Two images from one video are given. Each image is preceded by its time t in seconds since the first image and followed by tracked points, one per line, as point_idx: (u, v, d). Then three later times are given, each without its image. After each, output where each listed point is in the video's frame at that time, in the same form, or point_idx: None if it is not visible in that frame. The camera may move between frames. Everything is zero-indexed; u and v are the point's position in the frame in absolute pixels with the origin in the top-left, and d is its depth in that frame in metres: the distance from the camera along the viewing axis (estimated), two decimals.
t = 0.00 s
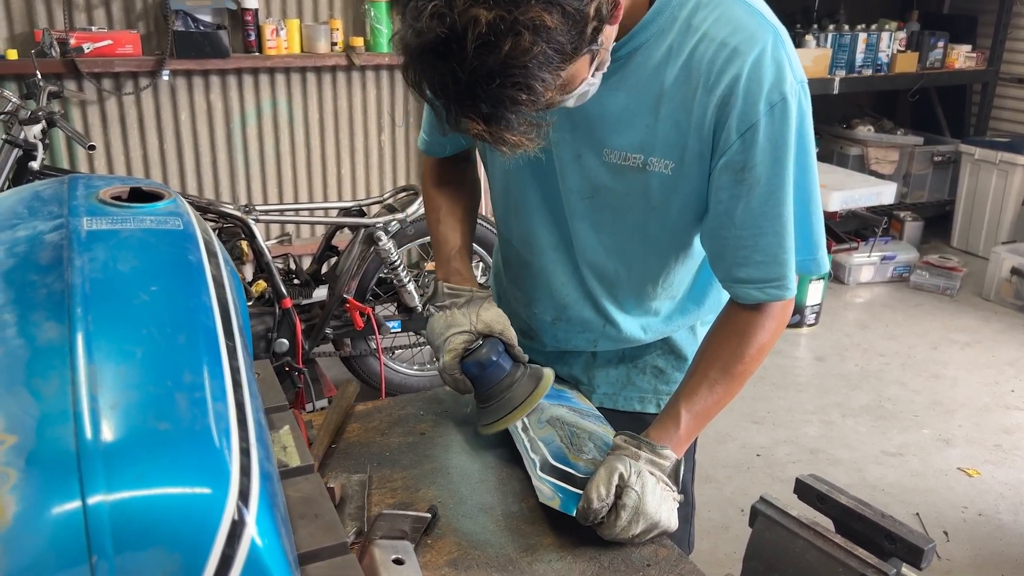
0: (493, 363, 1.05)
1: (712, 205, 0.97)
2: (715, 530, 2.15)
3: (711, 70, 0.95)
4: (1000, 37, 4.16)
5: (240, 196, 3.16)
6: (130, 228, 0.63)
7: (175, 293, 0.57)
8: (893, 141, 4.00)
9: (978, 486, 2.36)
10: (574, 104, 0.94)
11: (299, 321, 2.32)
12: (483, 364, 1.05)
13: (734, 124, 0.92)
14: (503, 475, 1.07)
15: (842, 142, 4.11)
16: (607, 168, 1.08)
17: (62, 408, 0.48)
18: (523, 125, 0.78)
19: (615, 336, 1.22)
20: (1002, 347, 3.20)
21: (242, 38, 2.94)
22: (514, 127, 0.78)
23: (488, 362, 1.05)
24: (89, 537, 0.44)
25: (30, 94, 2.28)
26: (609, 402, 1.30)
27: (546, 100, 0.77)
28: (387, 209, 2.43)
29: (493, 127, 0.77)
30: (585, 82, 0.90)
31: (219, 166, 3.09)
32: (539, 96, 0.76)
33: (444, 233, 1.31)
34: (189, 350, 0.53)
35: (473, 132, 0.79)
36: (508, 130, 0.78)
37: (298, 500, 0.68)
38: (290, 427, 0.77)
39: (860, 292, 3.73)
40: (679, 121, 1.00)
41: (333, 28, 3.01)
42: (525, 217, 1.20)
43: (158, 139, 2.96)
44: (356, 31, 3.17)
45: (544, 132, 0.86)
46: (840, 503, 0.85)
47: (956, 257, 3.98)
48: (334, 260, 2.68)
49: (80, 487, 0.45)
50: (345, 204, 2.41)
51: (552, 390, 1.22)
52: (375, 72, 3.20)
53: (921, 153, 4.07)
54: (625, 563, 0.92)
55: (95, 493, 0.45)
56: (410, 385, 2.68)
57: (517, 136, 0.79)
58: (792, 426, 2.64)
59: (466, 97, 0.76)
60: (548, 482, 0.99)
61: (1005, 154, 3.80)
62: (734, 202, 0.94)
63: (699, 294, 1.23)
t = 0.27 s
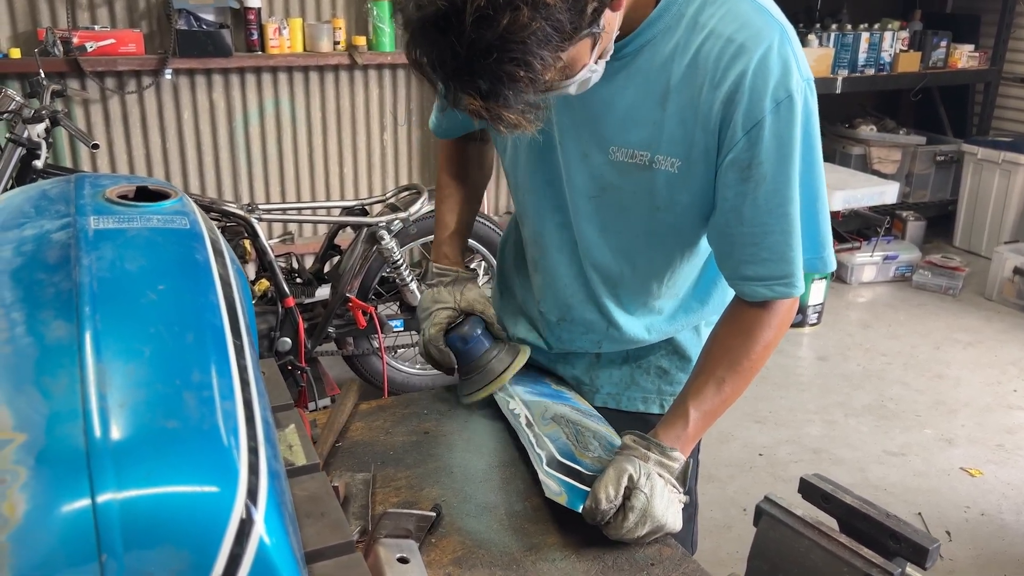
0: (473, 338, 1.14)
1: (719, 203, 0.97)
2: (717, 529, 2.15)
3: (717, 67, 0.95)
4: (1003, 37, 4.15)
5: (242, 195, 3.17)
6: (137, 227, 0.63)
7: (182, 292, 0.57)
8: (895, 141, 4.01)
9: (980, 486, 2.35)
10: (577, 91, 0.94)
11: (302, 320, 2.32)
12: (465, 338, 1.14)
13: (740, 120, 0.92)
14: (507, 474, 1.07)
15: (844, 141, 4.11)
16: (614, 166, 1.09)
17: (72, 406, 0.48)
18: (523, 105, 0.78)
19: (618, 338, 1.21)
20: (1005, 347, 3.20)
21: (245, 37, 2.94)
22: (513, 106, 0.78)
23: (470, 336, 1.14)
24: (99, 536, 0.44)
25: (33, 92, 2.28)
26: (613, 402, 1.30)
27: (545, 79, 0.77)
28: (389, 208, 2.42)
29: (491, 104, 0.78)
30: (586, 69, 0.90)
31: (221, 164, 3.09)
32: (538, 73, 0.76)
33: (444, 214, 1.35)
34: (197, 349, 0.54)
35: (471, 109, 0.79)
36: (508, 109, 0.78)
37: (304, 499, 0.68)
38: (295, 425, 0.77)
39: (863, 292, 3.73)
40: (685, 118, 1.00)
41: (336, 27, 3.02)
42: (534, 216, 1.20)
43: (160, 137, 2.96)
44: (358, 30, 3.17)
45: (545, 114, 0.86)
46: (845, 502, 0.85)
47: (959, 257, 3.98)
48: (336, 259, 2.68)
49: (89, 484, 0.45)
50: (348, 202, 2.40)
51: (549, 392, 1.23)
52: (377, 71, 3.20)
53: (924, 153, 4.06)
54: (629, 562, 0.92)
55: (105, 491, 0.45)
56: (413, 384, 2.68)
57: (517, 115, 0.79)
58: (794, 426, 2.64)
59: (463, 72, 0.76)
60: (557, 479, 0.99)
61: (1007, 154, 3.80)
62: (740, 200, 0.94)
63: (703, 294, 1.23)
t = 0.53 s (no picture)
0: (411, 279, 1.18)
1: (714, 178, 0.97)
2: (719, 528, 2.15)
3: (703, 39, 0.95)
4: (1006, 35, 4.15)
5: (244, 193, 3.16)
6: (142, 226, 0.63)
7: (187, 291, 0.57)
8: (897, 139, 3.99)
9: (983, 485, 2.35)
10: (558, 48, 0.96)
11: (304, 319, 2.32)
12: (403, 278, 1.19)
13: (727, 92, 0.92)
14: (511, 472, 1.07)
15: (846, 140, 4.11)
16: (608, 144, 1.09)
17: (78, 405, 0.48)
18: (486, 39, 0.84)
19: (613, 328, 1.19)
20: (1007, 345, 3.19)
21: (246, 36, 2.94)
22: (477, 39, 0.83)
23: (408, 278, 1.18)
24: (105, 534, 0.44)
25: (35, 91, 2.28)
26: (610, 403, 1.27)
27: (505, 14, 0.83)
28: (393, 206, 2.43)
29: (454, 36, 0.83)
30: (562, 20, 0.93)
31: (223, 163, 3.09)
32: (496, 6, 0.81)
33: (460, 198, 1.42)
34: (202, 348, 0.53)
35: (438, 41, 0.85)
36: (471, 42, 0.83)
37: (309, 498, 0.68)
38: (300, 424, 0.77)
39: (865, 290, 3.72)
40: (674, 93, 1.00)
41: (337, 26, 3.02)
42: (536, 199, 1.21)
43: (162, 136, 2.96)
44: (360, 28, 3.17)
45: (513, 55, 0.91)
46: (850, 501, 0.85)
47: (961, 256, 3.98)
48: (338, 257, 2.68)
49: (96, 483, 0.45)
50: (350, 201, 2.40)
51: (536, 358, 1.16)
52: (379, 70, 3.20)
53: (926, 151, 4.06)
54: (633, 560, 0.92)
55: (112, 490, 0.45)
56: (415, 382, 2.68)
57: (480, 49, 0.84)
58: (796, 425, 2.64)
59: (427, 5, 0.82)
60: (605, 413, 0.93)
61: (1010, 152, 3.79)
62: (735, 173, 0.94)
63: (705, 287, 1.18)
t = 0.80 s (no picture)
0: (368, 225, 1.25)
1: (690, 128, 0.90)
2: (720, 526, 2.15)
3: None
4: (1007, 32, 4.14)
5: (245, 192, 3.16)
6: (140, 225, 0.63)
7: (185, 290, 0.57)
8: (899, 137, 3.99)
9: (984, 483, 2.35)
10: None
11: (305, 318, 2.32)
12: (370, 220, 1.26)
13: (702, 32, 0.86)
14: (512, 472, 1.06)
15: (847, 138, 4.10)
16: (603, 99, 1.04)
17: (75, 405, 0.47)
18: None
19: (614, 305, 1.10)
20: (1009, 343, 3.19)
21: (247, 35, 2.93)
22: None
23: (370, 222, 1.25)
24: (102, 534, 0.44)
25: (35, 90, 2.28)
26: (612, 408, 1.19)
27: None
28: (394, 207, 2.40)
29: None
30: None
31: (224, 162, 3.08)
32: None
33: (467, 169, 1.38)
34: (201, 348, 0.53)
35: None
36: None
37: (309, 498, 0.68)
38: (300, 423, 0.77)
39: (866, 289, 3.72)
40: (661, 42, 0.94)
41: (337, 25, 3.02)
42: (537, 167, 1.16)
43: (163, 135, 2.96)
44: (360, 27, 3.17)
45: None
46: (851, 500, 0.85)
47: (962, 253, 3.97)
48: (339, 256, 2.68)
49: (93, 484, 0.45)
50: (351, 199, 2.40)
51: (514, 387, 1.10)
52: (380, 69, 3.21)
53: (927, 149, 4.05)
54: (634, 559, 0.91)
55: (109, 491, 0.45)
56: (416, 381, 2.68)
57: None
58: (797, 423, 2.63)
59: None
60: (568, 502, 0.87)
61: (1011, 150, 3.79)
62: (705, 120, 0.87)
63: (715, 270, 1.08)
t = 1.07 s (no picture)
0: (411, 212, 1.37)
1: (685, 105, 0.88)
2: (721, 525, 2.14)
3: None
4: (1007, 29, 4.14)
5: (245, 191, 3.16)
6: (135, 225, 0.62)
7: (179, 290, 0.57)
8: (899, 134, 3.98)
9: (985, 480, 2.35)
10: None
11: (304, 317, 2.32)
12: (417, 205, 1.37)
13: (702, 6, 0.84)
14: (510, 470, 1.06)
15: (848, 135, 4.09)
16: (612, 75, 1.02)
17: (68, 406, 0.47)
18: None
19: (605, 291, 1.08)
20: (1010, 340, 3.18)
21: (246, 34, 2.93)
22: None
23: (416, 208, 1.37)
24: (94, 536, 0.44)
25: (34, 90, 2.28)
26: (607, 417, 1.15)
27: None
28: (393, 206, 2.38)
29: None
30: None
31: (223, 161, 3.08)
32: None
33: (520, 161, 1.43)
34: (195, 348, 0.53)
35: None
36: None
37: (305, 498, 0.68)
38: (296, 423, 0.77)
39: (867, 286, 3.71)
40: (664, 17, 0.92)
41: (336, 24, 3.01)
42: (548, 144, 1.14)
43: (162, 134, 2.96)
44: (360, 25, 3.16)
45: None
46: (850, 498, 0.84)
47: (963, 250, 3.96)
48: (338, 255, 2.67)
49: (85, 486, 0.44)
50: (350, 198, 2.39)
51: (517, 400, 1.08)
52: (379, 67, 3.20)
53: (927, 146, 4.05)
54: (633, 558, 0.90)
55: (101, 492, 0.44)
56: (416, 380, 2.68)
57: None
58: (798, 421, 2.63)
59: None
60: (581, 562, 0.82)
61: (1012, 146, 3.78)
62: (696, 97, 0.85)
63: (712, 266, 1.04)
